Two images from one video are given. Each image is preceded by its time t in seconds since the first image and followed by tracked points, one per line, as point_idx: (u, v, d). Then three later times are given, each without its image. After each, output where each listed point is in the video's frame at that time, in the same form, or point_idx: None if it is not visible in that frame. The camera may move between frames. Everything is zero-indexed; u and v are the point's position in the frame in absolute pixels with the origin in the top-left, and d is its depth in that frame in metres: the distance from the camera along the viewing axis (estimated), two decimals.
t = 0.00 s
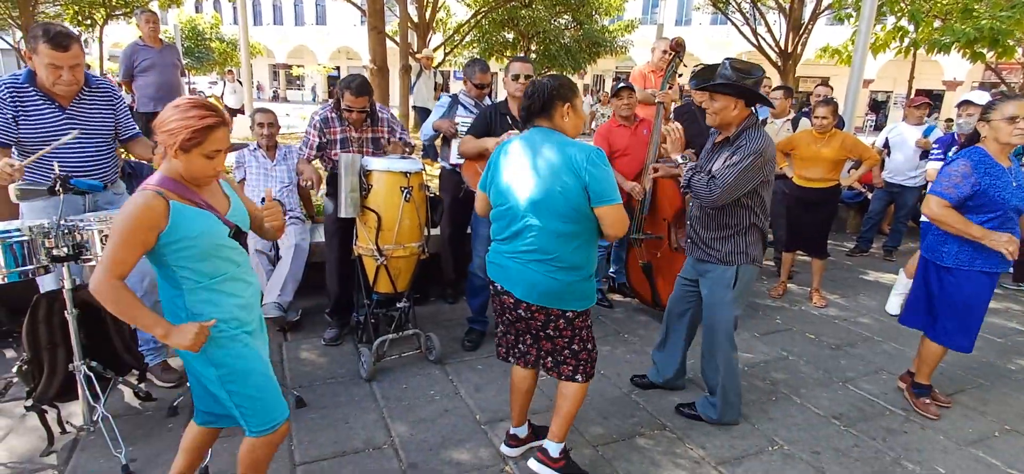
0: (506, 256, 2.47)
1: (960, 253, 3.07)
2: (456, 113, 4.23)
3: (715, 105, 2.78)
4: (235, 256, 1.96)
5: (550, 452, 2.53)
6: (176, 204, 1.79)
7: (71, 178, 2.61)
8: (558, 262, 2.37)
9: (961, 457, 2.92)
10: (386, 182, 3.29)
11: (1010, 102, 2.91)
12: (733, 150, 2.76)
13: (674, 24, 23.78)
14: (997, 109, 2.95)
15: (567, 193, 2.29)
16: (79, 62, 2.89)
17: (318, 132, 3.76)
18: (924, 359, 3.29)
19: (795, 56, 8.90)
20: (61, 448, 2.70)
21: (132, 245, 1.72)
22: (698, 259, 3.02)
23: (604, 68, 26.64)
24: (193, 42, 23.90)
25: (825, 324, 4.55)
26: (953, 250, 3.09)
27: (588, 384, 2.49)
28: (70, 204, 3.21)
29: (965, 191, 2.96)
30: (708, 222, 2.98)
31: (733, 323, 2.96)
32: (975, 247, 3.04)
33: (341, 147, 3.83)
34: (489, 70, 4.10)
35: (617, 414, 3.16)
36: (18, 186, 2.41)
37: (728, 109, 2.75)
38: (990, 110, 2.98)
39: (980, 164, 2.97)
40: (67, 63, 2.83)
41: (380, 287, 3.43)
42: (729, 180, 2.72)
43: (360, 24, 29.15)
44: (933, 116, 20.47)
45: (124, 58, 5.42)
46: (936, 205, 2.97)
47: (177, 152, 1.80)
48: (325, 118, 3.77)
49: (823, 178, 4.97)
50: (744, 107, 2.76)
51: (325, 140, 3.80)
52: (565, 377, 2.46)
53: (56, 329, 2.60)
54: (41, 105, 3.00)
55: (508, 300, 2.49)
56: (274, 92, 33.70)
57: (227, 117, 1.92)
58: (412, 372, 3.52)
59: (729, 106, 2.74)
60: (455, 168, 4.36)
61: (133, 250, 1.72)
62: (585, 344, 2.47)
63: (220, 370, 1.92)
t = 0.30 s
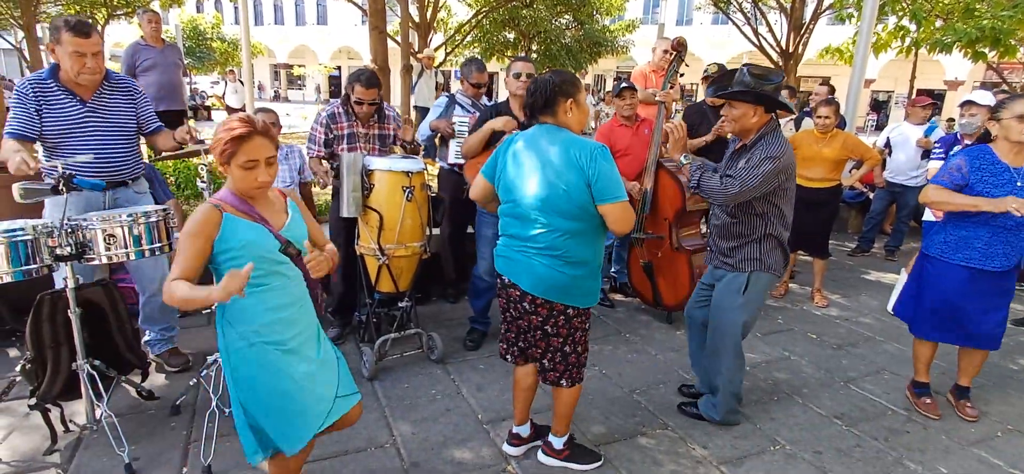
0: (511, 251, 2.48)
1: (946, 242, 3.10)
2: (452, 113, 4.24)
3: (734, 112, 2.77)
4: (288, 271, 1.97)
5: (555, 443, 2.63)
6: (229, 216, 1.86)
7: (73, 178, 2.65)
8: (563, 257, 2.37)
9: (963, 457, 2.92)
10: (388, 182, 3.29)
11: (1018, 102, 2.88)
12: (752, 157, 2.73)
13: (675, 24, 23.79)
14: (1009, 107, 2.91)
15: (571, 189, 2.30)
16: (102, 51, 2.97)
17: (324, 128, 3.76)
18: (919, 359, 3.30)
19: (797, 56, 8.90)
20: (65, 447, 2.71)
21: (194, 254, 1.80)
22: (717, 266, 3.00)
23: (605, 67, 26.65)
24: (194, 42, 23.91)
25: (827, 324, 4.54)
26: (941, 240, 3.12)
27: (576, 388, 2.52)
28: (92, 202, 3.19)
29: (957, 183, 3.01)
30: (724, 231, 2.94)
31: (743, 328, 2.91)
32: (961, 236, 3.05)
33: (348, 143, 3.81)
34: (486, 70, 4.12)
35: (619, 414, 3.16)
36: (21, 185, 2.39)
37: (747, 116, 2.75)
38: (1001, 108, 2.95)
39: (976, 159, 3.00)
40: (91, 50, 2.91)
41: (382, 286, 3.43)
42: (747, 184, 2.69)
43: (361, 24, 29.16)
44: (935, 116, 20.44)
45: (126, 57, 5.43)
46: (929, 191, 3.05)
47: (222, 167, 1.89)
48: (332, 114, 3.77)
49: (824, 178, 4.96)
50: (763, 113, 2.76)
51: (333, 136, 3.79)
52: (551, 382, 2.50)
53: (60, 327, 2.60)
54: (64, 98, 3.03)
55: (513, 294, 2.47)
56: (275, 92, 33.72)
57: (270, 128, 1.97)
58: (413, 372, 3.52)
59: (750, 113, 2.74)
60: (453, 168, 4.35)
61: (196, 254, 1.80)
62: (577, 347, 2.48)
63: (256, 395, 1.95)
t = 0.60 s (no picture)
0: (509, 253, 2.52)
1: (948, 241, 3.15)
2: (451, 113, 4.25)
3: (748, 106, 2.71)
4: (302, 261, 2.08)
5: (561, 442, 2.65)
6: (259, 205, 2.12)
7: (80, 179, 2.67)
8: (554, 261, 2.38)
9: (966, 457, 2.92)
10: (390, 182, 3.29)
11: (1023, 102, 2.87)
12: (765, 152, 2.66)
13: (678, 23, 23.76)
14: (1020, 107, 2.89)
15: (564, 193, 2.30)
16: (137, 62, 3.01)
17: (329, 129, 3.79)
18: (952, 370, 3.19)
19: (800, 55, 8.88)
20: (70, 445, 2.73)
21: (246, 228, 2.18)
22: (738, 268, 2.95)
23: (608, 67, 26.65)
24: (198, 42, 23.99)
25: (830, 324, 4.54)
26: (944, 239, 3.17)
27: (590, 383, 2.51)
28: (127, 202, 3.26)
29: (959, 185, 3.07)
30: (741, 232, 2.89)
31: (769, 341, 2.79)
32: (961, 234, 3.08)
33: (353, 144, 3.83)
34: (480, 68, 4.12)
35: (621, 413, 3.17)
36: (26, 186, 2.43)
37: (761, 109, 2.69)
38: (1012, 109, 2.92)
39: (980, 160, 3.02)
40: (127, 62, 2.95)
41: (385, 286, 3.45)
42: (764, 182, 2.60)
43: (364, 24, 29.19)
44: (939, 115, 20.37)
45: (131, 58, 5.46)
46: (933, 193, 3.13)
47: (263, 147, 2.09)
48: (337, 115, 3.80)
49: (827, 178, 4.94)
50: (774, 107, 2.70)
51: (337, 137, 3.81)
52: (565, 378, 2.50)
53: (65, 327, 2.62)
54: (98, 105, 3.08)
55: (508, 296, 2.56)
56: (279, 92, 33.81)
57: (310, 118, 2.10)
58: (416, 372, 3.53)
59: (762, 106, 2.69)
60: (454, 168, 4.36)
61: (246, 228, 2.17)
62: (588, 346, 2.49)
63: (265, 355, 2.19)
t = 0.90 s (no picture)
0: (517, 252, 2.50)
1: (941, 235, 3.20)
2: (453, 114, 4.25)
3: (760, 116, 2.67)
4: (284, 245, 2.22)
5: None
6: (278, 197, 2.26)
7: (83, 179, 2.68)
8: (555, 261, 2.35)
9: (969, 457, 2.92)
10: (393, 182, 3.29)
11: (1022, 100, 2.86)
12: (800, 170, 2.61)
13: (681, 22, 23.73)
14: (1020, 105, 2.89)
15: (565, 193, 2.24)
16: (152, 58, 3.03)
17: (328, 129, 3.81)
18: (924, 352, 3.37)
19: (804, 54, 8.86)
20: (75, 444, 2.74)
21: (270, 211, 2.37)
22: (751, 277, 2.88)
23: (611, 66, 26.65)
24: (202, 43, 24.07)
25: (834, 324, 4.53)
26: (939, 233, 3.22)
27: (580, 407, 2.41)
28: (141, 199, 3.27)
29: (953, 180, 3.09)
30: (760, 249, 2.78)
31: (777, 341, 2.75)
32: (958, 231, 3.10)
33: (353, 144, 3.83)
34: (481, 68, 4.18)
35: (623, 413, 3.17)
36: (30, 187, 2.40)
37: (773, 117, 2.66)
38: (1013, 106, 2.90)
39: (978, 156, 3.04)
40: (141, 59, 2.97)
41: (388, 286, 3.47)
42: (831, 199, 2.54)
43: (367, 24, 29.23)
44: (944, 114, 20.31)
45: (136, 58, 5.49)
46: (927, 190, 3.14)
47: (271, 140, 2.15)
48: (338, 114, 3.81)
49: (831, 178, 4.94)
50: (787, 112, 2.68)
51: (338, 136, 3.81)
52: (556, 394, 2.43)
53: (69, 326, 2.63)
54: (115, 101, 3.10)
55: (513, 296, 2.54)
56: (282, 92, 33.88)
57: (316, 108, 2.13)
58: (418, 372, 3.53)
59: (777, 113, 2.66)
60: (456, 169, 4.38)
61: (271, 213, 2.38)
62: (585, 363, 2.41)
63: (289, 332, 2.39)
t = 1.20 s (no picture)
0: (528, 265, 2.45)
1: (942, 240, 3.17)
2: (456, 114, 4.27)
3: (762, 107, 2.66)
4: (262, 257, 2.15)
5: None
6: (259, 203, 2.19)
7: (86, 180, 2.69)
8: (560, 275, 2.28)
9: (971, 457, 2.92)
10: (393, 183, 3.31)
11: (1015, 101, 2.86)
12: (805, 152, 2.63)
13: (682, 22, 23.71)
14: (1011, 106, 2.88)
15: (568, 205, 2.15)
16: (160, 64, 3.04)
17: (325, 131, 3.81)
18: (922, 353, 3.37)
19: (806, 53, 8.85)
20: (78, 445, 2.76)
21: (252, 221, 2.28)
22: (751, 273, 2.86)
23: (612, 67, 26.65)
24: (204, 43, 24.12)
25: (835, 324, 4.53)
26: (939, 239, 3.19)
27: (580, 424, 2.38)
28: (142, 200, 3.27)
29: (953, 182, 3.04)
30: (760, 240, 2.79)
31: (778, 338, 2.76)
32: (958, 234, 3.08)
33: (348, 145, 3.84)
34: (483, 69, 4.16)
35: (625, 414, 3.17)
36: (33, 188, 2.40)
37: (777, 109, 2.67)
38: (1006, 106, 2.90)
39: (972, 158, 3.03)
40: (149, 64, 2.98)
41: (389, 287, 3.47)
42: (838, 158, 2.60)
43: (369, 25, 29.26)
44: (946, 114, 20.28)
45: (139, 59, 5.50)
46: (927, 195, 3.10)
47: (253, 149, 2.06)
48: (332, 116, 3.81)
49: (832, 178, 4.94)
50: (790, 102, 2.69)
51: (333, 139, 3.82)
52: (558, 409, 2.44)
53: (72, 327, 2.64)
54: (121, 105, 3.12)
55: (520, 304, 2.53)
56: (284, 93, 33.93)
57: (300, 118, 2.04)
58: (420, 372, 3.54)
59: (779, 104, 2.66)
60: (459, 169, 4.41)
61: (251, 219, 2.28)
62: (586, 380, 2.36)
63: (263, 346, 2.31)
